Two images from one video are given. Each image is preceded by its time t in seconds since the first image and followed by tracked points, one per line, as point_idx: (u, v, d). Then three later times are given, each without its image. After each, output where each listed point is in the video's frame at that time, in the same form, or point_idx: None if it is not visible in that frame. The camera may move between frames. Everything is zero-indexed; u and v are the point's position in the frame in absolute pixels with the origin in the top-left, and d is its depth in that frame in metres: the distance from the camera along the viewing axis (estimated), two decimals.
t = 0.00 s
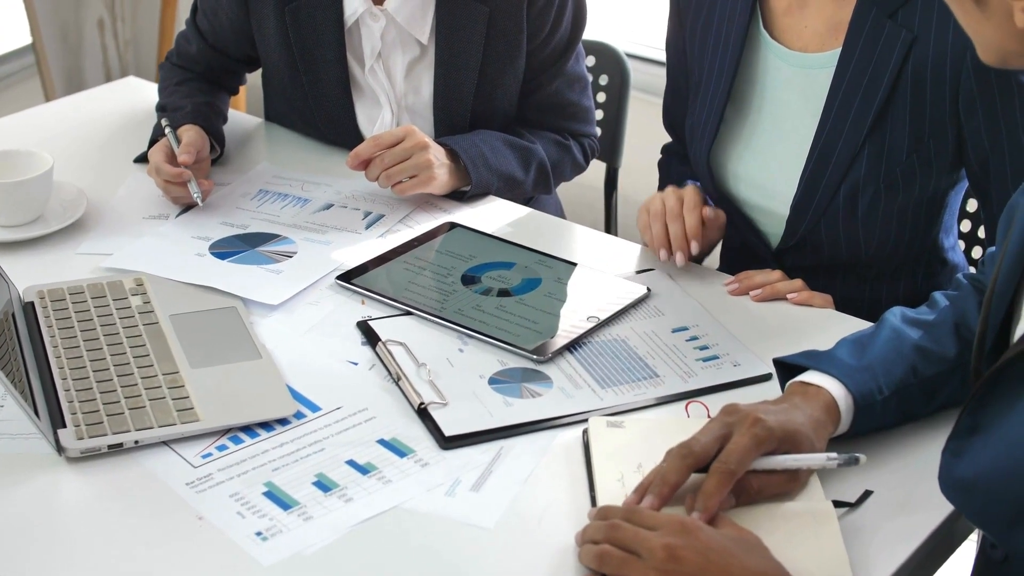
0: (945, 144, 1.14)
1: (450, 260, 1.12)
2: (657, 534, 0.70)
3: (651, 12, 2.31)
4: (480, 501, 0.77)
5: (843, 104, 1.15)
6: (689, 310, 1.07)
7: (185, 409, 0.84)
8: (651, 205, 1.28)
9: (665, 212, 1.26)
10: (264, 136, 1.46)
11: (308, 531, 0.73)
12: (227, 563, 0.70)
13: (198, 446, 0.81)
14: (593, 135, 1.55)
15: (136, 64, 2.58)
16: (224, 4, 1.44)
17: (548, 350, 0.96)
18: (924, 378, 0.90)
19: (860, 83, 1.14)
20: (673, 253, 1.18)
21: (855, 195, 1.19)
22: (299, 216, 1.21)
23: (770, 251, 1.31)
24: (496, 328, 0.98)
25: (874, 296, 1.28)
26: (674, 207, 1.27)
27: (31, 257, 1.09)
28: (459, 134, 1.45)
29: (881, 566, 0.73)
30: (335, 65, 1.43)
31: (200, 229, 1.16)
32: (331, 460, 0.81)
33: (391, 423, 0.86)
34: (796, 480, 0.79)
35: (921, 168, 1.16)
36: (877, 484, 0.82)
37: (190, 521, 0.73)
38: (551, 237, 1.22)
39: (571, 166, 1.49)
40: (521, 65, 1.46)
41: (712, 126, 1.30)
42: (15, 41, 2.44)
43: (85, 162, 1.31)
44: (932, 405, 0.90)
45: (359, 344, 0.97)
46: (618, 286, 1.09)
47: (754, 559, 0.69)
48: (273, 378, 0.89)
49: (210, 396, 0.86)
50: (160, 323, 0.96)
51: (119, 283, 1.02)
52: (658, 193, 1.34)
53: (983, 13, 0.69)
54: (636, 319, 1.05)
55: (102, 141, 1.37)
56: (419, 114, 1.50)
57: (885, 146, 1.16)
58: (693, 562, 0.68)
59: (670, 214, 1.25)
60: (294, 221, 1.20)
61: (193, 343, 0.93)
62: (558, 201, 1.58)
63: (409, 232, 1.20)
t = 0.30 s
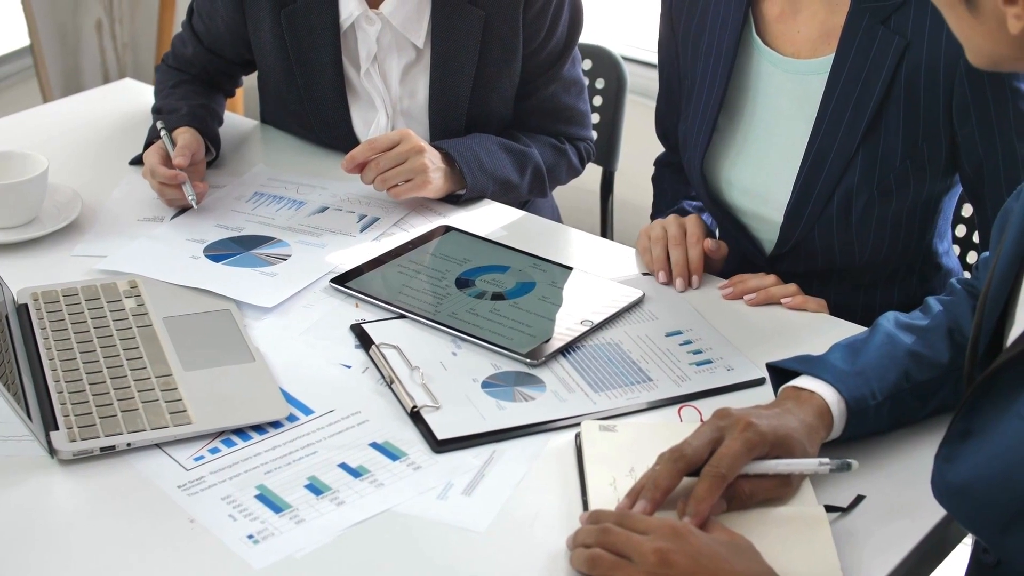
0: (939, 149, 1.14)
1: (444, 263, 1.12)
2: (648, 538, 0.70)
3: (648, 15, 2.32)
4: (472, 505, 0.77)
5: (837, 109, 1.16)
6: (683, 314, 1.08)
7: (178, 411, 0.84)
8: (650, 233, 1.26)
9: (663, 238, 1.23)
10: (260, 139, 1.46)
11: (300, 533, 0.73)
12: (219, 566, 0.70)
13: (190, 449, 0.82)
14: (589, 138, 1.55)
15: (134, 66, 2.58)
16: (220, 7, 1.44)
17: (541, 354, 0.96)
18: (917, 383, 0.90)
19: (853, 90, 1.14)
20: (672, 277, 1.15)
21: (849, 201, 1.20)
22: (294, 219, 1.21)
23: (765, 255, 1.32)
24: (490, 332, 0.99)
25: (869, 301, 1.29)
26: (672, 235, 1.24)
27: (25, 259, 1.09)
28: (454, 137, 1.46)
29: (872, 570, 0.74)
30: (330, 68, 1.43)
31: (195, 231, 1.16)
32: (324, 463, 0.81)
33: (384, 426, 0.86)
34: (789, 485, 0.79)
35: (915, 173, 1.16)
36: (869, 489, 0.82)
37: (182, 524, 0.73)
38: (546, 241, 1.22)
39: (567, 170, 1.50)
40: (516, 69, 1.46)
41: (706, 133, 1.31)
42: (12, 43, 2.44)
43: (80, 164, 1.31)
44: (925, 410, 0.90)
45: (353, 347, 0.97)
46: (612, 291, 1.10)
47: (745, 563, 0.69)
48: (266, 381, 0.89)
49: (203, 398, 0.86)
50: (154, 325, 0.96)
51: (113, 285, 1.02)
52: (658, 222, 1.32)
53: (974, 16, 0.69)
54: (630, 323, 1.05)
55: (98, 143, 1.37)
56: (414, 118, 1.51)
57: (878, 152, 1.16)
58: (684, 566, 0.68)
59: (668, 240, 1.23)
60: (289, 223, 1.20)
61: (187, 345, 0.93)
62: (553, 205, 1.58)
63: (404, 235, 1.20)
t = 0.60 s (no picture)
0: (935, 153, 1.15)
1: (438, 266, 1.12)
2: (640, 542, 0.70)
3: (644, 19, 2.32)
4: (464, 508, 0.78)
5: (834, 113, 1.16)
6: (677, 318, 1.08)
7: (171, 414, 0.84)
8: (646, 238, 1.26)
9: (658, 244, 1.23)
10: (255, 142, 1.46)
11: (292, 536, 0.73)
12: (211, 569, 0.70)
13: (183, 451, 0.82)
14: (584, 142, 1.55)
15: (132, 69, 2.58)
16: (214, 10, 1.45)
17: (534, 357, 0.96)
18: (910, 387, 0.90)
19: (850, 94, 1.15)
20: (666, 281, 1.15)
21: (844, 205, 1.20)
22: (289, 221, 1.21)
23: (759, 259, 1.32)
24: (483, 335, 0.99)
25: (863, 305, 1.29)
26: (666, 240, 1.24)
27: (20, 262, 1.09)
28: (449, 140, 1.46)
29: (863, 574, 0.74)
30: (325, 71, 1.44)
31: (189, 234, 1.16)
32: (316, 466, 0.81)
33: (376, 429, 0.86)
34: (780, 489, 0.80)
35: (911, 177, 1.17)
36: (861, 493, 0.82)
37: (174, 526, 0.73)
38: (541, 244, 1.22)
39: (562, 173, 1.50)
40: (510, 72, 1.47)
41: (702, 136, 1.31)
42: (10, 45, 2.44)
43: (76, 166, 1.31)
44: (917, 414, 0.91)
45: (346, 350, 0.97)
46: (608, 294, 1.10)
47: (736, 566, 0.69)
48: (259, 384, 0.89)
49: (196, 401, 0.86)
50: (147, 328, 0.96)
51: (108, 288, 1.02)
52: (653, 226, 1.32)
53: (964, 20, 0.69)
54: (623, 326, 1.05)
55: (93, 146, 1.37)
56: (409, 120, 1.51)
57: (874, 156, 1.16)
58: (675, 569, 0.68)
59: (663, 245, 1.22)
60: (283, 226, 1.20)
61: (181, 347, 0.93)
62: (548, 208, 1.59)
63: (398, 238, 1.20)
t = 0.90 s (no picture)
0: (935, 156, 1.15)
1: (433, 270, 1.13)
2: (631, 545, 0.71)
3: (642, 23, 2.33)
4: (457, 511, 0.78)
5: (834, 116, 1.17)
6: (671, 322, 1.08)
7: (165, 416, 0.84)
8: (642, 242, 1.26)
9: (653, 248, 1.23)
10: (252, 145, 1.47)
11: (285, 539, 0.73)
12: (204, 571, 0.70)
13: (177, 454, 0.82)
14: (579, 146, 1.56)
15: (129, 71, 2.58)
16: (211, 13, 1.45)
17: (529, 361, 0.96)
18: (902, 392, 0.90)
19: (851, 96, 1.15)
20: (660, 285, 1.16)
21: (843, 207, 1.20)
22: (284, 225, 1.22)
23: (756, 261, 1.32)
24: (477, 339, 0.99)
25: (859, 309, 1.29)
26: (661, 244, 1.25)
27: (16, 264, 1.09)
28: (445, 144, 1.46)
29: None
30: (322, 74, 1.44)
31: (185, 237, 1.17)
32: (310, 469, 0.81)
33: (370, 432, 0.86)
34: (772, 492, 0.79)
35: (910, 181, 1.17)
36: (853, 498, 0.83)
37: (167, 529, 0.74)
38: (536, 248, 1.22)
39: (558, 177, 1.50)
40: (506, 76, 1.47)
41: (703, 137, 1.32)
42: (7, 47, 2.44)
43: (72, 169, 1.31)
44: (910, 418, 0.91)
45: (340, 353, 0.97)
46: (602, 298, 1.10)
47: (727, 570, 0.70)
48: (254, 387, 0.89)
49: (191, 404, 0.86)
50: (142, 331, 0.96)
51: (103, 291, 1.02)
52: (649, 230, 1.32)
53: (956, 26, 0.69)
54: (618, 330, 1.05)
55: (89, 149, 1.38)
56: (405, 124, 1.51)
57: (874, 159, 1.17)
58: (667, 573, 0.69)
59: (658, 250, 1.23)
60: (279, 229, 1.20)
61: (175, 351, 0.94)
62: (544, 212, 1.59)
63: (393, 242, 1.21)
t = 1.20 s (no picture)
0: (937, 159, 1.15)
1: (428, 273, 1.13)
2: (624, 549, 0.71)
3: (641, 26, 2.33)
4: (451, 515, 0.78)
5: (837, 116, 1.17)
6: (666, 326, 1.08)
7: (160, 419, 0.84)
8: (637, 246, 1.26)
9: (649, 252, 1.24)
10: (249, 148, 1.47)
11: (279, 542, 0.74)
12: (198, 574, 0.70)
13: (171, 457, 0.82)
14: (575, 150, 1.56)
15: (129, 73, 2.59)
16: (209, 16, 1.46)
17: (523, 364, 0.96)
18: (896, 395, 0.91)
19: (854, 97, 1.15)
20: (656, 288, 1.16)
21: (843, 209, 1.21)
22: (281, 228, 1.22)
23: (754, 262, 1.33)
24: (472, 343, 0.99)
25: (858, 310, 1.29)
26: (657, 247, 1.25)
27: (13, 267, 1.09)
28: (442, 147, 1.47)
29: None
30: (319, 76, 1.44)
31: (181, 240, 1.17)
32: (304, 472, 0.81)
33: (364, 436, 0.86)
34: (764, 495, 0.80)
35: (910, 183, 1.18)
36: (846, 502, 0.83)
37: (161, 531, 0.74)
38: (532, 252, 1.23)
39: (554, 180, 1.50)
40: (502, 77, 1.47)
41: (705, 137, 1.32)
42: (6, 51, 2.44)
43: (69, 172, 1.32)
44: (904, 422, 0.91)
45: (335, 356, 0.98)
46: (598, 301, 1.10)
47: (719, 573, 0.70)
48: (249, 390, 0.89)
49: (185, 407, 0.86)
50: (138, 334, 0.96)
51: (99, 294, 1.03)
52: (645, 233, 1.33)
53: (948, 31, 0.69)
54: (614, 334, 1.06)
55: (86, 152, 1.38)
56: (402, 125, 1.51)
57: (876, 160, 1.17)
58: None
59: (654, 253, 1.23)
60: (275, 232, 1.21)
61: (170, 353, 0.94)
62: (540, 216, 1.59)
63: (389, 245, 1.21)
